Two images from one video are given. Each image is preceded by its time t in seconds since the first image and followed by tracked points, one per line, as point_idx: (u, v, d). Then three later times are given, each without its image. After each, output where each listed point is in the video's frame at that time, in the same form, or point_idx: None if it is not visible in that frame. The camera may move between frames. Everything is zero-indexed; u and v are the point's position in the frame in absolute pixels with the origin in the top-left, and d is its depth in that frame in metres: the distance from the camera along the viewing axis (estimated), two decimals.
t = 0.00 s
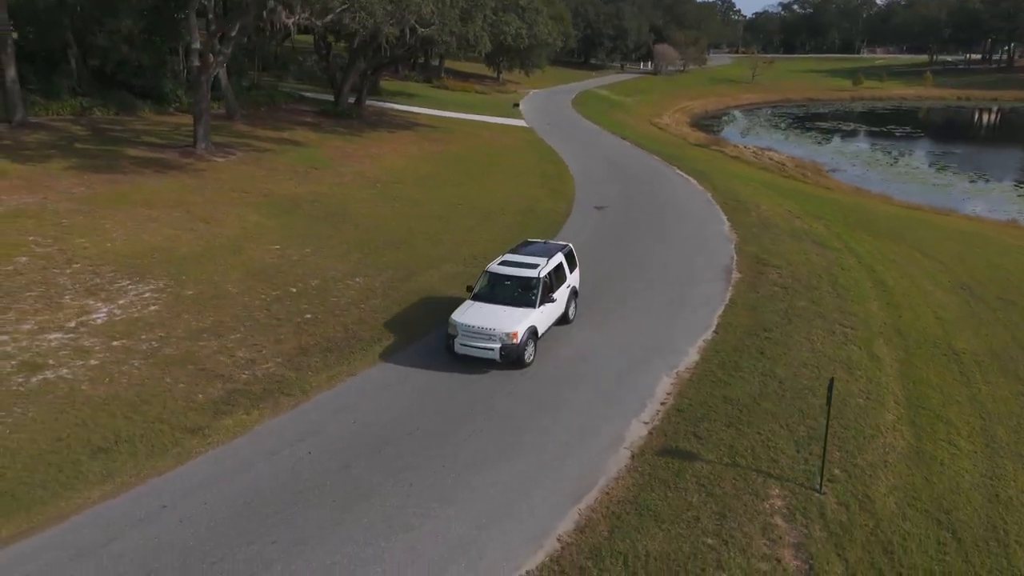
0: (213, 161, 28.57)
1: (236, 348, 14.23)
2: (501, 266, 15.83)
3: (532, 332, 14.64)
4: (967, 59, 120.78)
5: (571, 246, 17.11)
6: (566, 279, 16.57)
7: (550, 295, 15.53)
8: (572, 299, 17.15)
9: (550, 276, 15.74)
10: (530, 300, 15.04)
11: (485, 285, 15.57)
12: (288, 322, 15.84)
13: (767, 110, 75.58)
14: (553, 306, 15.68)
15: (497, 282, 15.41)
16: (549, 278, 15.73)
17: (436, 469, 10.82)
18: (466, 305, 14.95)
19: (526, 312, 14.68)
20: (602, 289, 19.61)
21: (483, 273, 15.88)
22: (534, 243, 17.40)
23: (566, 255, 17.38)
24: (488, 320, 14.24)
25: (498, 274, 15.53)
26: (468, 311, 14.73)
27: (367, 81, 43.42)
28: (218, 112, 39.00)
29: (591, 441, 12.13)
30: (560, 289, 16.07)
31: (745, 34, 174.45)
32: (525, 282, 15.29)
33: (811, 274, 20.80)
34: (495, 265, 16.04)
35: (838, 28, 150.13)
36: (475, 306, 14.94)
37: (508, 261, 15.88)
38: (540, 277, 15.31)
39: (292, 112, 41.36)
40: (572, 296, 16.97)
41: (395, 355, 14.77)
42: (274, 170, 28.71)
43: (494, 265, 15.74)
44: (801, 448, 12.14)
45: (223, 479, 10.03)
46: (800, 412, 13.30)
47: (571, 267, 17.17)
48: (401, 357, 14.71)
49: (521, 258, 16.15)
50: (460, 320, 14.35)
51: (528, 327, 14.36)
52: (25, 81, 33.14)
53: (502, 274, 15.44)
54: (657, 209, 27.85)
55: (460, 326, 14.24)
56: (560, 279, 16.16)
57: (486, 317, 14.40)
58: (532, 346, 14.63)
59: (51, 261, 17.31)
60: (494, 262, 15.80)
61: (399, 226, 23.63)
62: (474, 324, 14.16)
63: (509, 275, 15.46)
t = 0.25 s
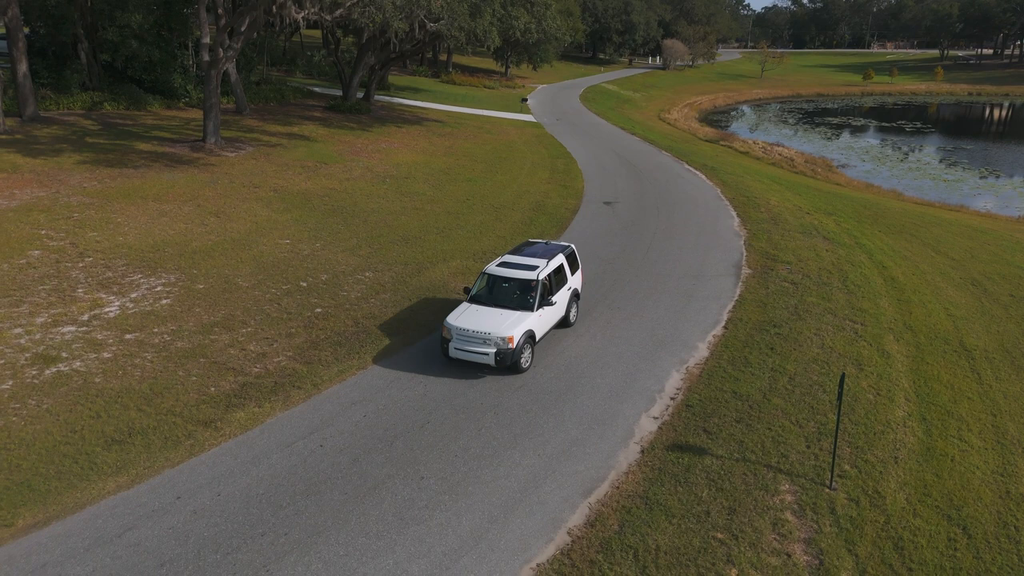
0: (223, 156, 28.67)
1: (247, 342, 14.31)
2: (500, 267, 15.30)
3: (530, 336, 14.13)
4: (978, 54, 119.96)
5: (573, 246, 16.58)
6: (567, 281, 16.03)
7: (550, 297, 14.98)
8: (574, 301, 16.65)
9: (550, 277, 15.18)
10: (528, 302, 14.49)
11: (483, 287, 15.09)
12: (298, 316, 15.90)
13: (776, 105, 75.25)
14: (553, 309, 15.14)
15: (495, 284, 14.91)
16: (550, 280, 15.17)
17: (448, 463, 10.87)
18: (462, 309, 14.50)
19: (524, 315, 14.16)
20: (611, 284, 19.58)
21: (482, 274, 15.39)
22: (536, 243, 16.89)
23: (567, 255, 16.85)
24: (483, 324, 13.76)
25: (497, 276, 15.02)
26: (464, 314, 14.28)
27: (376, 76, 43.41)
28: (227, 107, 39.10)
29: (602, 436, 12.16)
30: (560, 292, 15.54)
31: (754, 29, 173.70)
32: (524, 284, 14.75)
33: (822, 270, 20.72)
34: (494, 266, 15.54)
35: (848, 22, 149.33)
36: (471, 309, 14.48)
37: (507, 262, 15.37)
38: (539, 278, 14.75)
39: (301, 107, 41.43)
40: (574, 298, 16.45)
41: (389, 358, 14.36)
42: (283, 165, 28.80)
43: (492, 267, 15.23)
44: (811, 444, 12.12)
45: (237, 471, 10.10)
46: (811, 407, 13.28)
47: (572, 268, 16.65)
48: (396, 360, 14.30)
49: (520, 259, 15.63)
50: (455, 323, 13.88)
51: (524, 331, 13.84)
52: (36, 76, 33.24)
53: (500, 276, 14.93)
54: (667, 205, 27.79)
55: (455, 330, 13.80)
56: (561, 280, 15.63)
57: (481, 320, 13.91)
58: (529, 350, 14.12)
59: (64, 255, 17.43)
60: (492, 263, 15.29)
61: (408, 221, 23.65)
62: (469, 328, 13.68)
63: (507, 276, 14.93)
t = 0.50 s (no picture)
0: (234, 149, 28.77)
1: (259, 334, 14.39)
2: (498, 267, 14.82)
3: (526, 339, 13.62)
4: (991, 48, 118.95)
5: (574, 246, 16.06)
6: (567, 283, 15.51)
7: (548, 299, 14.47)
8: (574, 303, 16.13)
9: (549, 279, 14.67)
10: (525, 304, 14.00)
11: (480, 288, 14.59)
12: (309, 309, 15.98)
13: (787, 99, 74.83)
14: (551, 311, 14.63)
15: (492, 285, 14.42)
16: (549, 281, 14.66)
17: (459, 455, 10.92)
18: (456, 310, 14.01)
19: (520, 318, 13.66)
20: (621, 279, 19.53)
21: (478, 275, 14.89)
22: (536, 244, 16.39)
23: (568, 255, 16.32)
24: (477, 327, 13.26)
25: (494, 277, 14.52)
26: (458, 315, 13.79)
27: (385, 69, 43.40)
28: (238, 100, 39.20)
29: (612, 429, 12.18)
30: (559, 293, 15.02)
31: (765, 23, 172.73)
32: (521, 285, 14.25)
33: (832, 265, 20.62)
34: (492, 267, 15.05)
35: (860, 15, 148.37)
36: (466, 311, 13.98)
37: (505, 262, 14.87)
38: (538, 279, 14.24)
39: (311, 100, 41.49)
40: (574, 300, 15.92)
41: (382, 360, 13.91)
42: (294, 158, 28.88)
43: (490, 267, 14.73)
44: (822, 438, 12.10)
45: (250, 461, 10.19)
46: (821, 402, 13.25)
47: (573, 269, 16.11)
48: (389, 362, 13.85)
49: (519, 259, 15.13)
50: (448, 326, 13.39)
51: (520, 334, 13.35)
52: (48, 69, 33.39)
53: (498, 277, 14.43)
54: (677, 199, 27.72)
55: (448, 332, 13.29)
56: (560, 283, 15.15)
57: (476, 323, 13.42)
58: (525, 355, 13.59)
59: (77, 247, 17.55)
60: (490, 263, 14.80)
61: (417, 215, 23.66)
62: (463, 331, 13.19)
63: (505, 277, 14.44)
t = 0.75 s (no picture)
0: (246, 141, 28.87)
1: (272, 325, 14.48)
2: (496, 267, 14.39)
3: (522, 342, 13.19)
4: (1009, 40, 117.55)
5: (576, 245, 15.55)
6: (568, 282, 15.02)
7: (546, 300, 14.02)
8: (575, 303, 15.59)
9: (548, 279, 14.21)
10: (522, 305, 13.56)
11: (476, 287, 14.18)
12: (322, 300, 16.06)
13: (800, 92, 74.29)
14: (550, 312, 14.16)
15: (489, 284, 14.00)
16: (547, 281, 14.20)
17: (470, 445, 10.98)
18: (451, 311, 13.61)
19: (516, 319, 13.23)
20: (632, 272, 19.49)
21: (476, 274, 14.47)
22: (537, 242, 15.90)
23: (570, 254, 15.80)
24: (471, 328, 12.85)
25: (491, 276, 14.09)
26: (453, 316, 13.38)
27: (397, 61, 43.39)
28: (250, 92, 39.31)
29: (623, 421, 12.21)
30: (559, 294, 14.55)
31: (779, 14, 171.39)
32: (519, 285, 13.82)
33: (846, 259, 20.50)
34: (490, 266, 14.62)
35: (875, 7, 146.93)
36: (461, 311, 13.58)
37: (503, 261, 14.43)
38: (536, 279, 13.79)
39: (323, 92, 41.53)
40: (575, 301, 15.41)
41: (375, 360, 13.48)
42: (306, 150, 28.96)
43: (487, 266, 14.31)
44: (833, 432, 12.06)
45: (263, 450, 10.28)
46: (834, 396, 13.20)
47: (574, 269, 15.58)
48: (383, 362, 13.42)
49: (518, 258, 14.68)
50: (441, 326, 12.98)
51: (515, 336, 12.91)
52: (63, 61, 33.58)
53: (495, 277, 14.01)
54: (689, 192, 27.62)
55: (440, 334, 12.90)
56: (560, 282, 14.70)
57: (470, 324, 13.01)
58: (520, 357, 13.16)
59: (92, 237, 17.70)
60: (488, 262, 14.38)
61: (428, 207, 23.67)
62: (456, 332, 12.78)
63: (502, 277, 14.00)
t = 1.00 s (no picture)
0: (260, 132, 28.98)
1: (285, 315, 14.57)
2: (494, 266, 13.93)
3: (517, 344, 12.71)
4: None
5: (578, 244, 15.02)
6: (568, 282, 14.51)
7: (544, 302, 13.53)
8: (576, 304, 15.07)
9: (546, 279, 13.72)
10: (518, 306, 13.09)
11: (472, 287, 13.72)
12: (335, 291, 16.14)
13: (815, 84, 73.71)
14: (548, 313, 13.66)
15: (486, 284, 13.53)
16: (546, 281, 13.71)
17: (482, 436, 11.02)
18: (445, 311, 13.16)
19: (511, 321, 12.76)
20: (645, 264, 19.45)
21: (472, 273, 14.01)
22: (538, 241, 15.39)
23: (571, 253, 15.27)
24: (464, 330, 12.41)
25: (488, 275, 13.63)
26: (447, 316, 12.95)
27: (410, 53, 43.36)
28: (264, 83, 39.42)
29: (634, 413, 12.21)
30: (559, 295, 14.05)
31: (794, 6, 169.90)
32: (516, 286, 13.33)
33: (860, 252, 20.37)
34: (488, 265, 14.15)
35: None
36: (455, 312, 13.13)
37: (501, 261, 13.96)
38: (534, 279, 13.31)
39: (336, 84, 41.59)
40: (575, 301, 14.89)
41: (367, 362, 13.01)
42: (319, 141, 29.04)
43: (484, 266, 13.84)
44: (846, 426, 12.02)
45: (277, 438, 10.37)
46: (847, 389, 13.15)
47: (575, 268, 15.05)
48: (375, 364, 12.95)
49: (516, 257, 14.20)
50: (434, 328, 12.56)
51: (509, 339, 12.43)
52: (79, 52, 33.80)
53: (492, 277, 13.54)
54: (702, 184, 27.49)
55: (433, 335, 12.48)
56: (561, 283, 14.23)
57: (464, 325, 12.56)
58: (515, 361, 12.68)
59: (108, 227, 17.85)
60: (485, 261, 13.92)
61: (441, 199, 23.68)
62: (448, 334, 12.34)
63: (499, 276, 13.54)
